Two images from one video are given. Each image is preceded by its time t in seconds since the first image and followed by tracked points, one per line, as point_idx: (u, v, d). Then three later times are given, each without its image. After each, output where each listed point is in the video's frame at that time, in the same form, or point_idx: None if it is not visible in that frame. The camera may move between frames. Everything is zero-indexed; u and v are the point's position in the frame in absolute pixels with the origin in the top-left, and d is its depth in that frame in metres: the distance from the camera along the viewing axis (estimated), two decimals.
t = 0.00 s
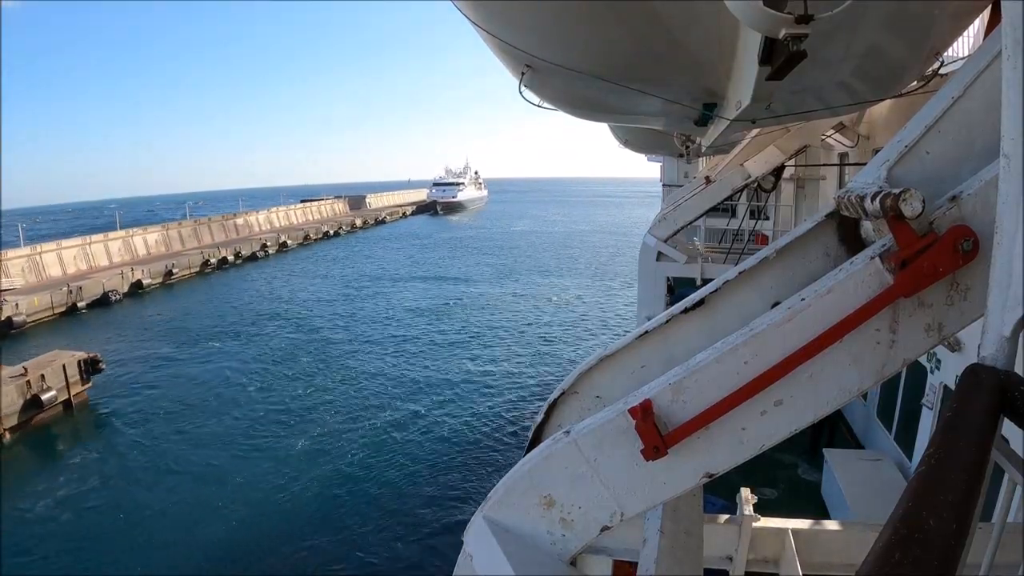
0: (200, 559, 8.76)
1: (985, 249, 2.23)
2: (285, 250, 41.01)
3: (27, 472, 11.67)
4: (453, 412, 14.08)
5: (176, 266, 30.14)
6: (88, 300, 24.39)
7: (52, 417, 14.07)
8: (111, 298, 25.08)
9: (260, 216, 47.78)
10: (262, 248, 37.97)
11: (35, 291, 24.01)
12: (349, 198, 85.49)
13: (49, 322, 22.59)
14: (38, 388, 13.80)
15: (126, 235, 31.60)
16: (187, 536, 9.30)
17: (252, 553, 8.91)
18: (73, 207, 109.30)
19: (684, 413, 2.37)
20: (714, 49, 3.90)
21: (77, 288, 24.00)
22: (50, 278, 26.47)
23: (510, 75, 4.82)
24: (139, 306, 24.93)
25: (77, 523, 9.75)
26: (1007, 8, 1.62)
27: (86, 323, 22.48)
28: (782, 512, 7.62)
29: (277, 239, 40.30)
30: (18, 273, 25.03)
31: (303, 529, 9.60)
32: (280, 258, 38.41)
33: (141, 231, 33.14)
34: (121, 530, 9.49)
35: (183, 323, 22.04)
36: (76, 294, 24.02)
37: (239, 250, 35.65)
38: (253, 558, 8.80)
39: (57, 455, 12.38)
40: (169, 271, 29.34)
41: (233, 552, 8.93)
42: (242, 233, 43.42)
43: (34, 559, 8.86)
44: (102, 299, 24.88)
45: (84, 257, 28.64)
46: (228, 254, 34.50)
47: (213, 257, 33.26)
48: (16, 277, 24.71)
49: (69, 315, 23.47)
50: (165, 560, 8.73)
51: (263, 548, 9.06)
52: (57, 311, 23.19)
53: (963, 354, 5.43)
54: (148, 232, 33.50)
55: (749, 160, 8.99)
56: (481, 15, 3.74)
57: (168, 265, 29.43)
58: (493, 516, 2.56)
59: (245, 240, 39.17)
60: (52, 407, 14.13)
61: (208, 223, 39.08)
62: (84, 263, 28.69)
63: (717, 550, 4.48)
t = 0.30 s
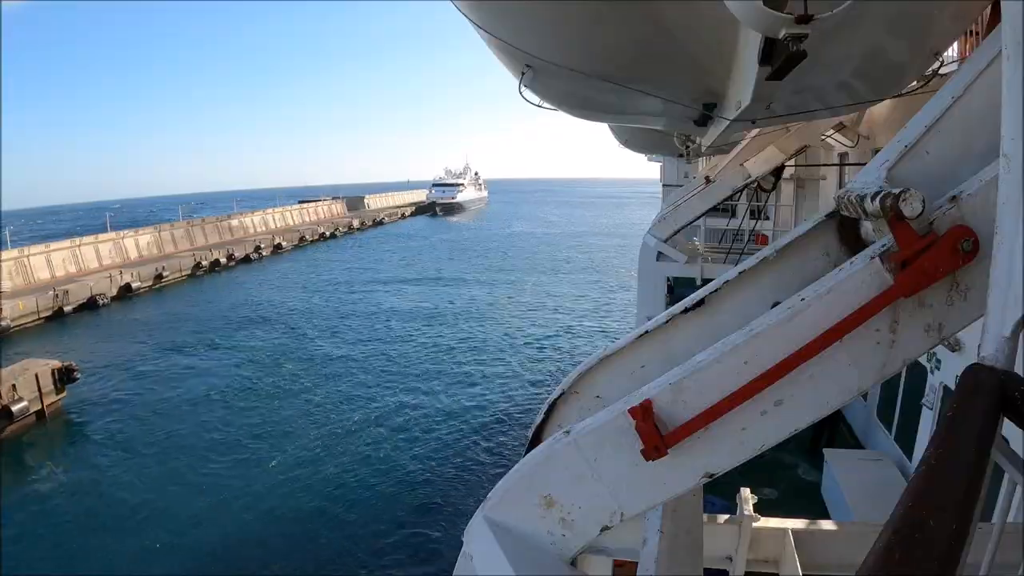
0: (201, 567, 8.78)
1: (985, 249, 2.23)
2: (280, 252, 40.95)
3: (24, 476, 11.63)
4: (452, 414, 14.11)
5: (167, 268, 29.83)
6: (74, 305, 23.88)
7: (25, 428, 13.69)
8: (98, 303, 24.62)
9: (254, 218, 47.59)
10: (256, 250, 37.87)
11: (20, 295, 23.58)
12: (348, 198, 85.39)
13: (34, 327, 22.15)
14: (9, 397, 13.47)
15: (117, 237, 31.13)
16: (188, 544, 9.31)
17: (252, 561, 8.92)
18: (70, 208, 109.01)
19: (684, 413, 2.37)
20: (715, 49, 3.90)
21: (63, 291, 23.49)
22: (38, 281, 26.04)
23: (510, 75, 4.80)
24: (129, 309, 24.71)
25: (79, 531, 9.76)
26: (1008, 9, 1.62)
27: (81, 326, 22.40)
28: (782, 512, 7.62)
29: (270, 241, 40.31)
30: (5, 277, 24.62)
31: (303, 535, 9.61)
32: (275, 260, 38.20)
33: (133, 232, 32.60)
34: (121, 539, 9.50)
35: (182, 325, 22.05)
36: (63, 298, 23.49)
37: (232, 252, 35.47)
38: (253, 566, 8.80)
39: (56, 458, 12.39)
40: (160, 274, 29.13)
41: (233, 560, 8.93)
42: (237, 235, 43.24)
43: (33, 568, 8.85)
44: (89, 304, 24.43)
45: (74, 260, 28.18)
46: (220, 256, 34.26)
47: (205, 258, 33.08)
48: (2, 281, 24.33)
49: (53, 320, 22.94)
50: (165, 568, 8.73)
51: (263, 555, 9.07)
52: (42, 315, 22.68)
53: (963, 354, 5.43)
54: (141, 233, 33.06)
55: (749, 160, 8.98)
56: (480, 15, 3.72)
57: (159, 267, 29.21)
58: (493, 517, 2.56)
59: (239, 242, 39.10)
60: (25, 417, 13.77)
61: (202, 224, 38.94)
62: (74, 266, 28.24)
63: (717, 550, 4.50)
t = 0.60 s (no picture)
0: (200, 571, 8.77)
1: (985, 249, 2.23)
2: (275, 254, 40.75)
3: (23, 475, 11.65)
4: (451, 415, 14.14)
5: (157, 272, 29.34)
6: (61, 309, 23.11)
7: None
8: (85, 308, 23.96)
9: (250, 220, 47.50)
10: (249, 253, 37.66)
11: (5, 299, 23.19)
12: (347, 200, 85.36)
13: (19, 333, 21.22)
14: None
15: (108, 239, 30.56)
16: (187, 547, 9.31)
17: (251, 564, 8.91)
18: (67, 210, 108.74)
19: (684, 413, 2.37)
20: (715, 49, 3.91)
21: (50, 296, 22.66)
22: (25, 285, 25.26)
23: (510, 75, 4.78)
24: (116, 312, 24.51)
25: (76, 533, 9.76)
26: (1008, 8, 1.62)
27: (75, 329, 22.27)
28: (782, 512, 7.62)
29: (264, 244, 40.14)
30: None
31: (302, 537, 9.61)
32: (269, 263, 38.07)
33: (124, 234, 32.35)
34: (120, 542, 9.50)
35: (181, 327, 22.06)
36: (49, 302, 22.65)
37: (224, 255, 35.23)
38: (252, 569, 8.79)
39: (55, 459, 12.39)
40: (149, 277, 28.66)
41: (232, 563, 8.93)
42: (232, 237, 43.14)
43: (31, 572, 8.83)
44: (76, 308, 23.75)
45: (62, 263, 27.41)
46: (211, 260, 34.07)
47: (196, 262, 32.88)
48: None
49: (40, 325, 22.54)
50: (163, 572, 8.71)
51: (262, 558, 9.07)
52: (26, 320, 21.68)
53: (963, 354, 5.42)
54: (131, 235, 32.80)
55: (749, 160, 8.97)
56: (481, 15, 3.70)
57: (149, 271, 28.84)
58: (493, 516, 2.55)
59: (231, 245, 38.89)
60: None
61: (194, 227, 38.72)
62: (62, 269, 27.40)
63: (717, 550, 4.50)
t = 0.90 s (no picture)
0: None
1: (985, 249, 2.23)
2: (270, 256, 40.73)
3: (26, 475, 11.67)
4: (450, 415, 14.20)
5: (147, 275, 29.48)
6: (46, 315, 23.47)
7: None
8: (72, 312, 24.22)
9: (244, 221, 47.41)
10: (243, 255, 37.64)
11: None
12: (345, 200, 85.38)
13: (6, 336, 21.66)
14: None
15: (97, 242, 30.70)
16: (189, 551, 9.34)
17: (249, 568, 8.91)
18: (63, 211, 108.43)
19: (685, 413, 2.37)
20: (714, 49, 3.91)
21: (35, 301, 23.05)
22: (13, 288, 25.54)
23: (510, 75, 4.78)
24: (102, 317, 24.34)
25: (81, 537, 9.81)
26: (1008, 8, 1.62)
27: (70, 333, 22.19)
28: (782, 512, 7.62)
29: (259, 246, 40.10)
30: None
31: (303, 540, 9.65)
32: (263, 265, 37.94)
33: (114, 236, 32.13)
34: (122, 545, 9.53)
35: (180, 330, 22.11)
36: (34, 307, 23.06)
37: (217, 257, 35.24)
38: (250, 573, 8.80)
39: (56, 459, 12.40)
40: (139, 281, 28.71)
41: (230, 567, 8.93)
42: (227, 239, 43.01)
43: None
44: (62, 313, 24.00)
45: (51, 266, 27.64)
46: (204, 263, 34.10)
47: (187, 265, 32.83)
48: None
49: (24, 330, 22.23)
50: None
51: (263, 561, 9.10)
52: (13, 325, 22.11)
53: (963, 354, 5.42)
54: (124, 238, 32.83)
55: (749, 160, 8.96)
56: (481, 16, 3.69)
57: (138, 274, 28.80)
58: (493, 516, 2.55)
59: (225, 247, 38.90)
60: None
61: (188, 229, 38.70)
62: (51, 273, 27.65)
63: (717, 550, 4.50)
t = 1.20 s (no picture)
0: None
1: (985, 249, 2.23)
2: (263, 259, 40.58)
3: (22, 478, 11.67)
4: (448, 416, 14.26)
5: (135, 279, 29.19)
6: (31, 320, 23.19)
7: None
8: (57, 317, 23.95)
9: (239, 223, 47.24)
10: (236, 258, 37.45)
11: None
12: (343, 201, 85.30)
13: None
14: None
15: (87, 245, 30.42)
16: (187, 553, 9.33)
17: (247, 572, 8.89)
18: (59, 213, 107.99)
19: (684, 413, 2.37)
20: (714, 49, 3.91)
21: (19, 306, 22.80)
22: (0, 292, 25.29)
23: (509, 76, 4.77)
24: (90, 322, 24.13)
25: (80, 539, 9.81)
26: (1008, 8, 1.62)
27: (61, 337, 22.05)
28: (782, 512, 7.62)
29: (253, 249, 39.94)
30: None
31: (303, 542, 9.64)
32: (256, 268, 37.79)
33: (104, 240, 31.86)
34: (120, 548, 9.51)
35: (178, 333, 22.07)
36: (18, 313, 22.79)
37: (209, 260, 35.02)
38: None
39: (53, 461, 12.37)
40: (127, 284, 28.45)
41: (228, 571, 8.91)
42: (221, 241, 42.87)
43: None
44: (47, 318, 23.75)
45: (39, 270, 27.38)
46: (195, 265, 33.86)
47: (178, 268, 32.60)
48: None
49: (9, 335, 22.00)
50: None
51: (262, 563, 9.10)
52: None
53: (963, 354, 5.42)
54: (114, 240, 32.61)
55: (749, 160, 8.94)
56: (480, 16, 3.69)
57: (127, 278, 28.55)
58: (493, 516, 2.55)
59: (218, 249, 38.71)
60: None
61: (180, 231, 38.49)
62: (39, 276, 27.39)
63: (717, 550, 4.49)
